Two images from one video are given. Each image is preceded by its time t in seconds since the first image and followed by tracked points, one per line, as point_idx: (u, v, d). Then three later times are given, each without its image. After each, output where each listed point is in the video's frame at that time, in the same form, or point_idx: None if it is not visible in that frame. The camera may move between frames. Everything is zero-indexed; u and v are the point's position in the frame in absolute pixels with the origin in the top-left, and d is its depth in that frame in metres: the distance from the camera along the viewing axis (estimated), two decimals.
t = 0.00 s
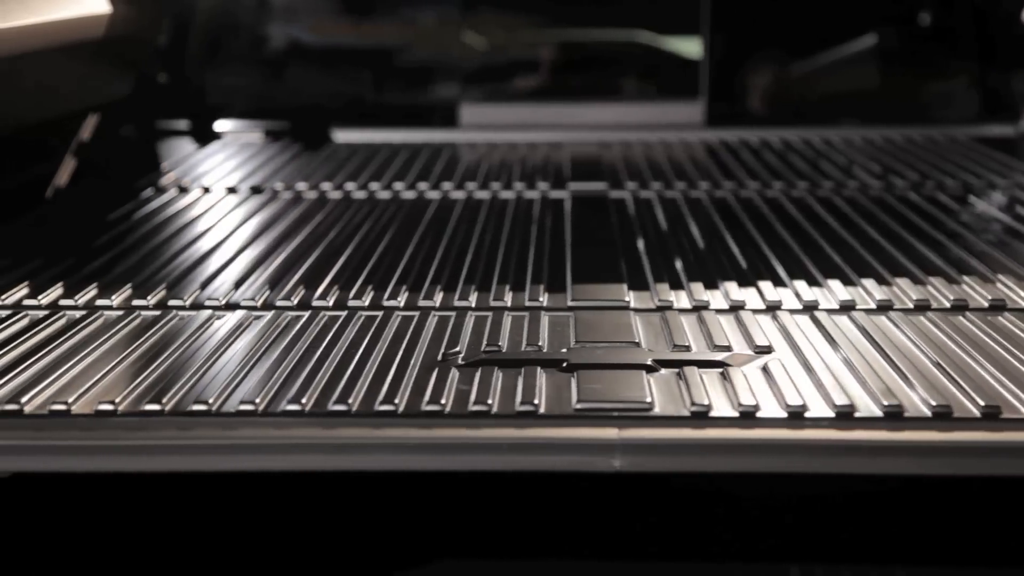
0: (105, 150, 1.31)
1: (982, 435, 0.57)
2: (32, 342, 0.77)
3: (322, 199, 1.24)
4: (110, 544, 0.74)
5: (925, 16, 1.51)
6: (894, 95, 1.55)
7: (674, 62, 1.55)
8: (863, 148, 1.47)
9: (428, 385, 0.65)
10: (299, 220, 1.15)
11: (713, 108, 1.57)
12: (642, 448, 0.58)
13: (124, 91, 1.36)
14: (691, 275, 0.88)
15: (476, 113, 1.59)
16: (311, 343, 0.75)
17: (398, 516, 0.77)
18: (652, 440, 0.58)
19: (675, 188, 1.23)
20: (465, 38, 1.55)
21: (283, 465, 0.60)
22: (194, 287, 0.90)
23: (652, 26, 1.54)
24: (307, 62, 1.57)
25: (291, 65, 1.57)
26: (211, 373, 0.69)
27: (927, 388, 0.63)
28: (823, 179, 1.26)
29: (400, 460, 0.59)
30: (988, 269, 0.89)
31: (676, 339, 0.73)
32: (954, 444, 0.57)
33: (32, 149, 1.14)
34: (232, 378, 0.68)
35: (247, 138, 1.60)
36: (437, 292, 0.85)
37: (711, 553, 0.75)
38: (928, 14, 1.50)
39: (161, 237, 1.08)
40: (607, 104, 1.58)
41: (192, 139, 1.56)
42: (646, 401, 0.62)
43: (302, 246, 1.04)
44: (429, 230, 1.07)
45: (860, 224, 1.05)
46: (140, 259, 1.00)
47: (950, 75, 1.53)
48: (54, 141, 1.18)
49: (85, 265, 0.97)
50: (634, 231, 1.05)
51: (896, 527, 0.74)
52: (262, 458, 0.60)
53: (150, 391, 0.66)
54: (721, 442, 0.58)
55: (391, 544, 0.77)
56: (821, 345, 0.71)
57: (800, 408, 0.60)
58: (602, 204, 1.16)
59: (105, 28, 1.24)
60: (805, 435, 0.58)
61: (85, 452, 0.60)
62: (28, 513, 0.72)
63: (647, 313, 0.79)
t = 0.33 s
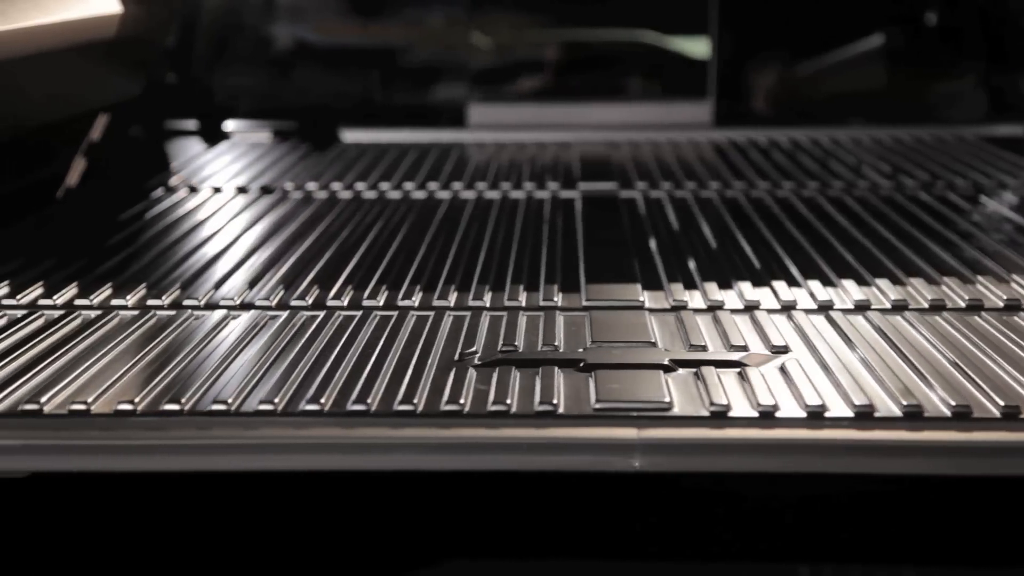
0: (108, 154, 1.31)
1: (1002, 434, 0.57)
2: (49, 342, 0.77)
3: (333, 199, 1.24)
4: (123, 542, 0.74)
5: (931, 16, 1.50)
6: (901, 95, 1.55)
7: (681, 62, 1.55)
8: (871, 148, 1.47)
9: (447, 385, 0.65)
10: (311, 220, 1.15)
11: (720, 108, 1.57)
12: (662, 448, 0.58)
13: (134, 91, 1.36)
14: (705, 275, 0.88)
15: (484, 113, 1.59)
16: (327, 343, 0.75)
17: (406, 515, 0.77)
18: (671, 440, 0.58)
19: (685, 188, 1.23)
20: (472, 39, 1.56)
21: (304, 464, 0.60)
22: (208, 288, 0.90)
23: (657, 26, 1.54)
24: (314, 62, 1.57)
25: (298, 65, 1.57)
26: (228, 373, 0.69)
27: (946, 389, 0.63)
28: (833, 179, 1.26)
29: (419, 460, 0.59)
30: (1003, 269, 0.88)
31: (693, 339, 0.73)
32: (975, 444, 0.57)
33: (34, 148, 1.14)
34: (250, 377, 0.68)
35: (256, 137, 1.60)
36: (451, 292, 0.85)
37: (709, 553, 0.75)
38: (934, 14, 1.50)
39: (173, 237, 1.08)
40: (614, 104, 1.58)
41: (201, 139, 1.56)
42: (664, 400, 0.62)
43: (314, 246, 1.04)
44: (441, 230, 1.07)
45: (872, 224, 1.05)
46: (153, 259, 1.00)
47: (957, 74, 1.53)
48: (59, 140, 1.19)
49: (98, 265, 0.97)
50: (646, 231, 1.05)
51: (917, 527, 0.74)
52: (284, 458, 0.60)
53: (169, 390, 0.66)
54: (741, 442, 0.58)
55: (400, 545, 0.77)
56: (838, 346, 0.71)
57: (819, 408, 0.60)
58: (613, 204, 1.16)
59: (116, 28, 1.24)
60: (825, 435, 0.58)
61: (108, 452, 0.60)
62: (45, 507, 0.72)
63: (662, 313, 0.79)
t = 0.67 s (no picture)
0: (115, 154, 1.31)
1: None
2: (66, 342, 0.77)
3: (344, 199, 1.24)
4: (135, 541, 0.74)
5: (938, 16, 1.50)
6: (910, 96, 1.55)
7: (689, 62, 1.55)
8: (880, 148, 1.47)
9: (466, 385, 0.65)
10: (323, 220, 1.15)
11: (729, 108, 1.57)
12: (683, 448, 0.58)
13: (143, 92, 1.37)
14: (720, 275, 0.88)
15: (491, 113, 1.59)
16: (344, 343, 0.75)
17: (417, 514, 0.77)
18: (692, 440, 0.58)
19: (696, 188, 1.23)
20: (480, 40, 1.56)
21: (324, 463, 0.60)
22: (223, 288, 0.90)
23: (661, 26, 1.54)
24: (322, 62, 1.57)
25: (306, 65, 1.57)
26: (247, 372, 0.69)
27: (967, 390, 0.62)
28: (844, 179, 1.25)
29: (439, 459, 0.59)
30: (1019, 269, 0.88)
31: (710, 339, 0.73)
32: (997, 445, 0.57)
33: (45, 150, 1.14)
34: (269, 377, 0.68)
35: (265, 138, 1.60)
36: (466, 292, 0.85)
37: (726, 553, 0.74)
38: (941, 14, 1.50)
39: (185, 237, 1.08)
40: (622, 104, 1.58)
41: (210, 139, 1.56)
42: (685, 400, 0.62)
43: (327, 246, 1.04)
44: (454, 230, 1.07)
45: (885, 224, 1.05)
46: (166, 258, 1.00)
47: (967, 74, 1.52)
48: (66, 141, 1.19)
49: (112, 265, 0.97)
50: (658, 231, 1.05)
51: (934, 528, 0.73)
52: (307, 458, 0.60)
53: (189, 389, 0.66)
54: (761, 442, 0.58)
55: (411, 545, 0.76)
56: (856, 346, 0.70)
57: (840, 408, 0.60)
58: (624, 205, 1.16)
59: (129, 28, 1.24)
60: (847, 435, 0.58)
61: (127, 451, 0.60)
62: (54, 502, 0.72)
63: (679, 313, 0.79)
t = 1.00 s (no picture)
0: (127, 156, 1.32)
1: None
2: (86, 341, 0.77)
3: (355, 199, 1.24)
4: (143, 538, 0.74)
5: (945, 16, 1.50)
6: (917, 96, 1.54)
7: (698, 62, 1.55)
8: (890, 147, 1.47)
9: (489, 385, 0.65)
10: (337, 219, 1.15)
11: (738, 108, 1.57)
12: (705, 448, 0.58)
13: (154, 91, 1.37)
14: (736, 275, 0.88)
15: (501, 113, 1.59)
16: (363, 343, 0.75)
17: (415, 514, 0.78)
18: (715, 440, 0.58)
19: (707, 188, 1.23)
20: (488, 40, 1.56)
21: (346, 462, 0.60)
22: (239, 288, 0.90)
23: (665, 26, 1.54)
24: (331, 62, 1.57)
25: (315, 65, 1.57)
26: (268, 373, 0.69)
27: (989, 390, 0.62)
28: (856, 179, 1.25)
29: (461, 458, 0.59)
30: None
31: (729, 339, 0.73)
32: (1020, 445, 0.57)
33: (45, 154, 1.13)
34: (289, 377, 0.68)
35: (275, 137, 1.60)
36: (482, 292, 0.86)
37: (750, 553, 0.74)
38: (948, 14, 1.50)
39: (199, 237, 1.08)
40: (630, 105, 1.58)
41: (220, 138, 1.57)
42: (707, 401, 0.62)
43: (341, 246, 1.04)
44: (468, 230, 1.07)
45: (899, 224, 1.05)
46: (181, 258, 1.00)
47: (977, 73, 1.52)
48: (77, 140, 1.19)
49: (128, 265, 0.98)
50: (672, 231, 1.05)
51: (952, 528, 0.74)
52: (330, 457, 0.60)
53: (211, 388, 0.67)
54: (784, 442, 0.58)
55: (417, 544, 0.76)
56: (876, 346, 0.70)
57: (863, 408, 0.60)
58: (637, 205, 1.16)
59: (143, 29, 1.25)
60: (869, 435, 0.58)
61: (148, 450, 0.61)
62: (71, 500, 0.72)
63: (696, 313, 0.79)
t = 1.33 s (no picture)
0: (135, 158, 1.33)
1: None
2: (108, 341, 0.78)
3: (371, 199, 1.24)
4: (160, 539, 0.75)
5: (954, 16, 1.51)
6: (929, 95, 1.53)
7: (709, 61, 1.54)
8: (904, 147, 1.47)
9: (513, 385, 0.66)
10: (351, 221, 1.15)
11: (751, 108, 1.57)
12: (731, 448, 0.58)
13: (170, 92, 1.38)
14: (754, 275, 0.88)
15: (513, 113, 1.59)
16: (384, 343, 0.76)
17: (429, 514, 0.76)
18: (741, 440, 0.58)
19: (721, 188, 1.23)
20: (500, 40, 1.57)
21: (370, 461, 0.60)
22: (257, 288, 0.91)
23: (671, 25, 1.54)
24: (344, 62, 1.58)
25: (328, 66, 1.58)
26: (290, 372, 0.70)
27: (1015, 390, 0.62)
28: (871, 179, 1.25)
29: (485, 457, 0.59)
30: None
31: (750, 339, 0.73)
32: None
33: (50, 159, 1.11)
34: (313, 376, 0.69)
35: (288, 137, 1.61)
36: (501, 292, 0.86)
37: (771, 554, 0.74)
38: (957, 14, 1.51)
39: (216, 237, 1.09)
40: (640, 105, 1.57)
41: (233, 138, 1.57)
42: (732, 401, 0.62)
43: (358, 246, 1.04)
44: (484, 230, 1.07)
45: (915, 224, 1.05)
46: (199, 258, 1.01)
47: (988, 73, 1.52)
48: (93, 141, 1.20)
49: (146, 265, 0.98)
50: (688, 231, 1.05)
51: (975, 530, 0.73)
52: (357, 458, 0.60)
53: (238, 387, 0.67)
54: (810, 442, 0.58)
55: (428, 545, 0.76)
56: (899, 346, 0.70)
57: (888, 408, 0.60)
58: (652, 205, 1.16)
59: (157, 29, 1.27)
60: (896, 435, 0.58)
61: (174, 449, 0.61)
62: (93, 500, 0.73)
63: (716, 313, 0.79)
